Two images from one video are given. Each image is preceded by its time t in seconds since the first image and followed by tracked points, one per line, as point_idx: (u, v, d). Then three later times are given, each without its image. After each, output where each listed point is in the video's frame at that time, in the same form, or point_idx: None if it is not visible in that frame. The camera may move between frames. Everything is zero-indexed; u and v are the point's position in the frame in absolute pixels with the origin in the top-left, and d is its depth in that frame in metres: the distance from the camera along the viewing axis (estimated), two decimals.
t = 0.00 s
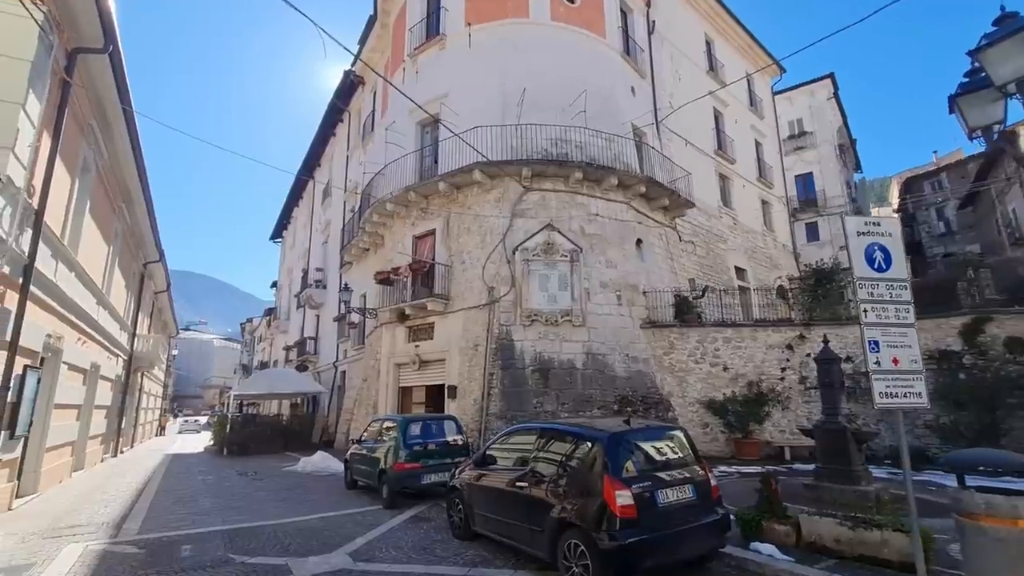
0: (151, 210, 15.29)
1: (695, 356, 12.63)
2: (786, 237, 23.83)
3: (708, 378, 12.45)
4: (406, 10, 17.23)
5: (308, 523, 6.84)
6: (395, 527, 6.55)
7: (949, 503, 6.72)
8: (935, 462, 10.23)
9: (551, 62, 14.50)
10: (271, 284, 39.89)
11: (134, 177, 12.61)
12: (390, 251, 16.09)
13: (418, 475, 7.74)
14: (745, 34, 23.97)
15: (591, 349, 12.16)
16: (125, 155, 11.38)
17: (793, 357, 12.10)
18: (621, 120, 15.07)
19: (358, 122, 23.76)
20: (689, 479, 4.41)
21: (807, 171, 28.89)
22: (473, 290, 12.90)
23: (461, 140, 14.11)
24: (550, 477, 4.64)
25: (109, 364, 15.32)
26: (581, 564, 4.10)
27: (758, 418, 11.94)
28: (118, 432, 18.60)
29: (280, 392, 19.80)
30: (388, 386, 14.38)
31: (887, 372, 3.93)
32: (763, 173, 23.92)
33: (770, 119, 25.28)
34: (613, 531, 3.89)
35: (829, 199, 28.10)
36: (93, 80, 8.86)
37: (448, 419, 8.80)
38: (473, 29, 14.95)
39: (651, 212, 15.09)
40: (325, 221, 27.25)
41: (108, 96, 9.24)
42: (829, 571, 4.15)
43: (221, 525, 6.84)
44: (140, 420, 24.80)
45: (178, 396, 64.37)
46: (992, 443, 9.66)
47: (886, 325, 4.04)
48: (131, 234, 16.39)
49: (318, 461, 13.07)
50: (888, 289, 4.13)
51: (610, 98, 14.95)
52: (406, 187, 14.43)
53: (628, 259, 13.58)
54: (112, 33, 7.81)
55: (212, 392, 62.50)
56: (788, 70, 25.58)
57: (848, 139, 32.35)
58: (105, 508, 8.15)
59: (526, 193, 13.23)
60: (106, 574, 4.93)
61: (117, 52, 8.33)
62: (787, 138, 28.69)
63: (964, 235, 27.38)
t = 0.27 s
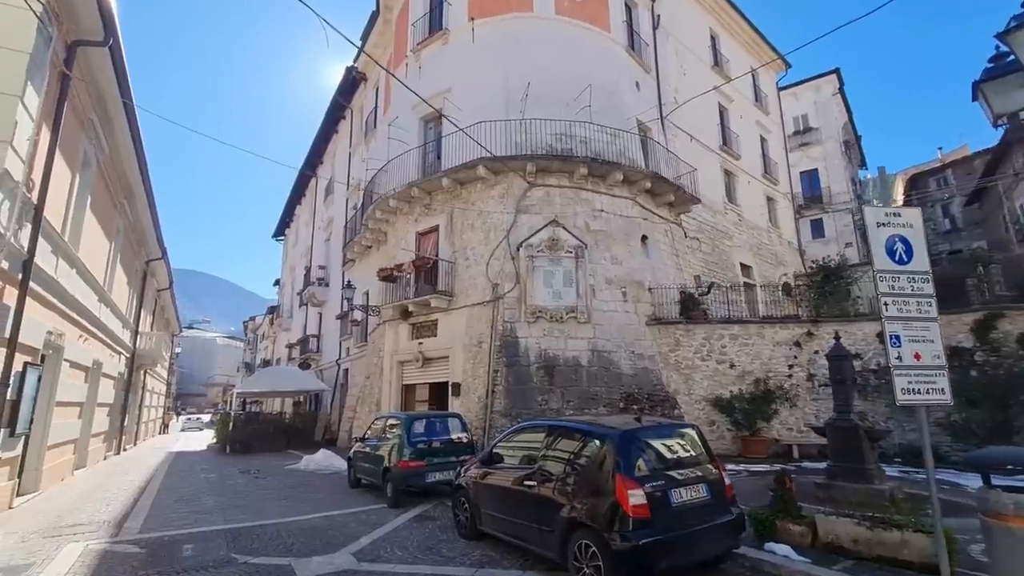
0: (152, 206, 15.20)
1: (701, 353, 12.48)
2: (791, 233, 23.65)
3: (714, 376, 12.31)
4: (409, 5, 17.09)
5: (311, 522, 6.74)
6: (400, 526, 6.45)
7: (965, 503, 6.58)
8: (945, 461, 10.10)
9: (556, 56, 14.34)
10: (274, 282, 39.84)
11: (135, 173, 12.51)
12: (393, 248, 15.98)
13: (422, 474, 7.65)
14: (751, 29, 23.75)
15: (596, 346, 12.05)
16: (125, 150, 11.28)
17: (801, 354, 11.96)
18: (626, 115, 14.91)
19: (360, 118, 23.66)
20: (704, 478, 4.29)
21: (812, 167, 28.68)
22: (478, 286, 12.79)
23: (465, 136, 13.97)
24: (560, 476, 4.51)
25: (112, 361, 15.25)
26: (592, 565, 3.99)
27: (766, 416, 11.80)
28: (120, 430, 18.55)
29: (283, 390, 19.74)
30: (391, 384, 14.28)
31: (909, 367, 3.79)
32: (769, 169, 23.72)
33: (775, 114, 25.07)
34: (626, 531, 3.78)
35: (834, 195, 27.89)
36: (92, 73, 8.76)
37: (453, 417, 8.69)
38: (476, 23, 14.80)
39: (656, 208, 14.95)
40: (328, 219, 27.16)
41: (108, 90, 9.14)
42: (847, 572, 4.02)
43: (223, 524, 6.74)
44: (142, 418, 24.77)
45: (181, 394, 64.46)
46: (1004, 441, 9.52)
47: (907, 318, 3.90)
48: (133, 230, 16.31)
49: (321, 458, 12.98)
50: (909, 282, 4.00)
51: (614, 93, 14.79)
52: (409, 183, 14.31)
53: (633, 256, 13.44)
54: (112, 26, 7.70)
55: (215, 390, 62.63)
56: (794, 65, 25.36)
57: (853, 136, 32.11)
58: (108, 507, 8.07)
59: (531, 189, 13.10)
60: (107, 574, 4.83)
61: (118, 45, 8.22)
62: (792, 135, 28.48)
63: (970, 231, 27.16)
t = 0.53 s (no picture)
0: (163, 204, 15.23)
1: (715, 352, 12.25)
2: (805, 230, 23.27)
3: (728, 375, 12.06)
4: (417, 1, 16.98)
5: (320, 522, 6.65)
6: (409, 527, 6.34)
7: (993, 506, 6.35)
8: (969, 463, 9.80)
9: (566, 51, 14.15)
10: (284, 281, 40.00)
11: (145, 170, 12.53)
12: (402, 246, 15.89)
13: (432, 473, 7.53)
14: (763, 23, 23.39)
15: (608, 345, 11.86)
16: (135, 147, 11.28)
17: (818, 353, 11.71)
18: (637, 111, 14.69)
19: (369, 117, 23.62)
20: (724, 481, 4.12)
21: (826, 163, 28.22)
22: (487, 284, 12.66)
23: (474, 132, 13.84)
24: (575, 477, 4.36)
25: (123, 359, 15.31)
26: (610, 571, 3.83)
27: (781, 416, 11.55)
28: (132, 427, 18.65)
29: (292, 388, 19.76)
30: (400, 382, 14.20)
31: (944, 365, 3.59)
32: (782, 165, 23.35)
33: (789, 109, 24.67)
34: (646, 536, 3.61)
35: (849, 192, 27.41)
36: (101, 69, 8.73)
37: (462, 416, 8.57)
38: (485, 18, 14.66)
39: (668, 205, 14.72)
40: (337, 217, 27.16)
41: (117, 86, 9.13)
42: None
43: (231, 524, 6.67)
44: (154, 415, 24.93)
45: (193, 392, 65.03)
46: None
47: (942, 314, 3.71)
48: (144, 228, 16.37)
49: (330, 457, 12.93)
50: (944, 276, 3.80)
51: (625, 88, 14.58)
52: (418, 180, 14.20)
53: (645, 253, 13.24)
54: (120, 21, 7.67)
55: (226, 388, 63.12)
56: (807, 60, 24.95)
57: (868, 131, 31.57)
58: (117, 505, 8.05)
59: (541, 185, 12.95)
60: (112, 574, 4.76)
61: (126, 41, 8.19)
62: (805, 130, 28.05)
63: (988, 228, 26.52)
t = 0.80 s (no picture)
0: (167, 201, 15.20)
1: (724, 350, 12.06)
2: (814, 227, 22.99)
3: (738, 373, 11.86)
4: None
5: (324, 523, 6.55)
6: (415, 529, 6.23)
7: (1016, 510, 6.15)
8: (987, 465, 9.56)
9: (573, 44, 13.97)
10: (289, 279, 40.04)
11: (149, 167, 12.47)
12: (407, 243, 15.78)
13: (438, 473, 7.41)
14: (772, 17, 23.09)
15: (615, 343, 11.70)
16: (139, 143, 11.21)
17: (829, 351, 11.48)
18: (644, 106, 14.49)
19: (374, 114, 23.52)
20: (742, 484, 3.96)
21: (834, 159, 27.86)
22: (493, 281, 12.53)
23: (480, 128, 13.69)
24: (585, 479, 4.22)
25: (129, 358, 15.30)
26: None
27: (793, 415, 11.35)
28: (139, 426, 18.67)
29: (297, 387, 19.71)
30: (406, 381, 14.09)
31: (977, 364, 3.43)
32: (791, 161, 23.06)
33: (797, 105, 24.37)
34: (662, 542, 3.46)
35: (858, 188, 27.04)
36: (103, 63, 8.64)
37: (469, 415, 8.42)
38: (490, 13, 14.49)
39: (676, 201, 14.51)
40: (342, 215, 27.09)
41: (120, 81, 9.05)
42: None
43: (235, 525, 6.58)
44: (161, 414, 24.98)
45: (200, 390, 65.37)
46: None
47: (973, 310, 3.54)
48: (149, 226, 16.35)
49: (335, 456, 12.85)
50: (975, 270, 3.62)
51: (633, 82, 14.38)
52: (423, 177, 14.07)
53: (653, 250, 13.06)
54: (122, 15, 7.58)
55: (233, 386, 63.40)
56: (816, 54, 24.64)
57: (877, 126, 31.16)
58: (120, 504, 7.99)
59: (547, 181, 12.79)
60: None
61: (128, 35, 8.11)
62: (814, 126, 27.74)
63: (999, 225, 25.67)
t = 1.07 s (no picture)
0: (178, 201, 15.25)
1: (739, 348, 11.83)
2: (828, 224, 22.61)
3: (753, 372, 11.63)
4: None
5: (335, 524, 6.47)
6: (427, 530, 6.12)
7: None
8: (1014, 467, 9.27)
9: (584, 39, 13.79)
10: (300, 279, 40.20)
11: (160, 166, 12.50)
12: (416, 242, 15.69)
13: (450, 474, 7.30)
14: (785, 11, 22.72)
15: (628, 341, 11.53)
16: (150, 141, 11.23)
17: (848, 350, 11.18)
18: (656, 100, 14.28)
19: (383, 112, 23.49)
20: (769, 487, 3.80)
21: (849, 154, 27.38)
22: (504, 279, 12.41)
23: (490, 125, 13.56)
24: (603, 481, 4.09)
25: (141, 356, 15.38)
26: None
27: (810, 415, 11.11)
28: (151, 424, 18.79)
29: (308, 386, 19.72)
30: (416, 380, 14.00)
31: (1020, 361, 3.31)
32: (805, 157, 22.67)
33: (812, 99, 23.97)
34: (686, 547, 3.31)
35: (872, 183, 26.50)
36: (114, 61, 8.64)
37: (480, 414, 8.31)
38: (500, 8, 14.36)
39: (689, 197, 14.29)
40: (352, 214, 27.08)
41: (130, 79, 9.05)
42: None
43: (246, 525, 6.52)
44: (173, 412, 25.16)
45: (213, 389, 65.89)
46: None
47: (1016, 306, 3.42)
48: (161, 225, 16.42)
49: (346, 455, 12.80)
50: (1017, 263, 3.49)
51: (645, 77, 14.18)
52: (432, 174, 13.98)
53: (665, 247, 12.86)
54: (131, 12, 7.56)
55: (245, 385, 63.85)
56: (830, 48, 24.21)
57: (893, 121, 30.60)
58: (132, 503, 7.97)
59: (558, 178, 12.64)
60: None
61: (138, 32, 8.09)
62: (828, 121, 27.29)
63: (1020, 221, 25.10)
